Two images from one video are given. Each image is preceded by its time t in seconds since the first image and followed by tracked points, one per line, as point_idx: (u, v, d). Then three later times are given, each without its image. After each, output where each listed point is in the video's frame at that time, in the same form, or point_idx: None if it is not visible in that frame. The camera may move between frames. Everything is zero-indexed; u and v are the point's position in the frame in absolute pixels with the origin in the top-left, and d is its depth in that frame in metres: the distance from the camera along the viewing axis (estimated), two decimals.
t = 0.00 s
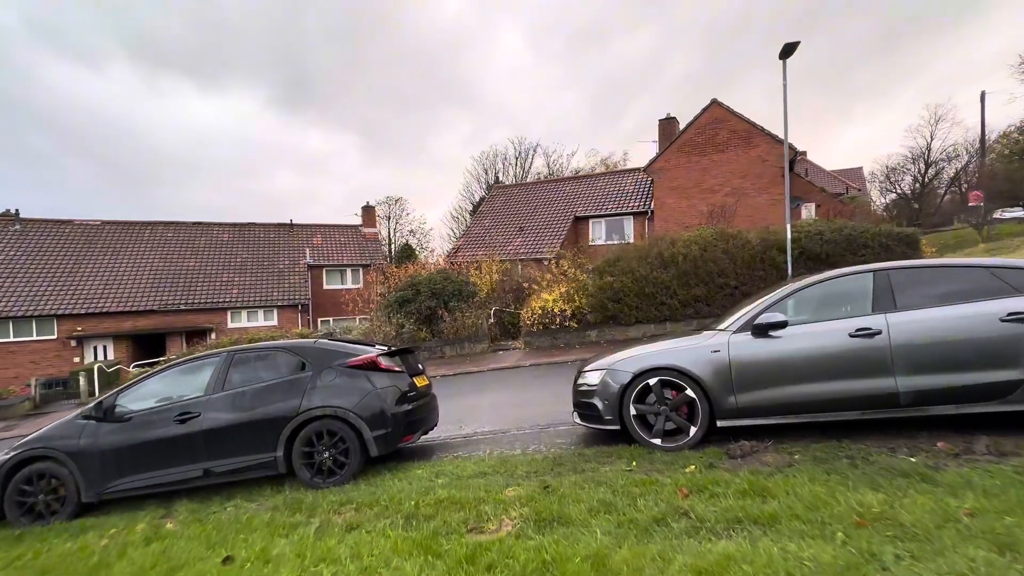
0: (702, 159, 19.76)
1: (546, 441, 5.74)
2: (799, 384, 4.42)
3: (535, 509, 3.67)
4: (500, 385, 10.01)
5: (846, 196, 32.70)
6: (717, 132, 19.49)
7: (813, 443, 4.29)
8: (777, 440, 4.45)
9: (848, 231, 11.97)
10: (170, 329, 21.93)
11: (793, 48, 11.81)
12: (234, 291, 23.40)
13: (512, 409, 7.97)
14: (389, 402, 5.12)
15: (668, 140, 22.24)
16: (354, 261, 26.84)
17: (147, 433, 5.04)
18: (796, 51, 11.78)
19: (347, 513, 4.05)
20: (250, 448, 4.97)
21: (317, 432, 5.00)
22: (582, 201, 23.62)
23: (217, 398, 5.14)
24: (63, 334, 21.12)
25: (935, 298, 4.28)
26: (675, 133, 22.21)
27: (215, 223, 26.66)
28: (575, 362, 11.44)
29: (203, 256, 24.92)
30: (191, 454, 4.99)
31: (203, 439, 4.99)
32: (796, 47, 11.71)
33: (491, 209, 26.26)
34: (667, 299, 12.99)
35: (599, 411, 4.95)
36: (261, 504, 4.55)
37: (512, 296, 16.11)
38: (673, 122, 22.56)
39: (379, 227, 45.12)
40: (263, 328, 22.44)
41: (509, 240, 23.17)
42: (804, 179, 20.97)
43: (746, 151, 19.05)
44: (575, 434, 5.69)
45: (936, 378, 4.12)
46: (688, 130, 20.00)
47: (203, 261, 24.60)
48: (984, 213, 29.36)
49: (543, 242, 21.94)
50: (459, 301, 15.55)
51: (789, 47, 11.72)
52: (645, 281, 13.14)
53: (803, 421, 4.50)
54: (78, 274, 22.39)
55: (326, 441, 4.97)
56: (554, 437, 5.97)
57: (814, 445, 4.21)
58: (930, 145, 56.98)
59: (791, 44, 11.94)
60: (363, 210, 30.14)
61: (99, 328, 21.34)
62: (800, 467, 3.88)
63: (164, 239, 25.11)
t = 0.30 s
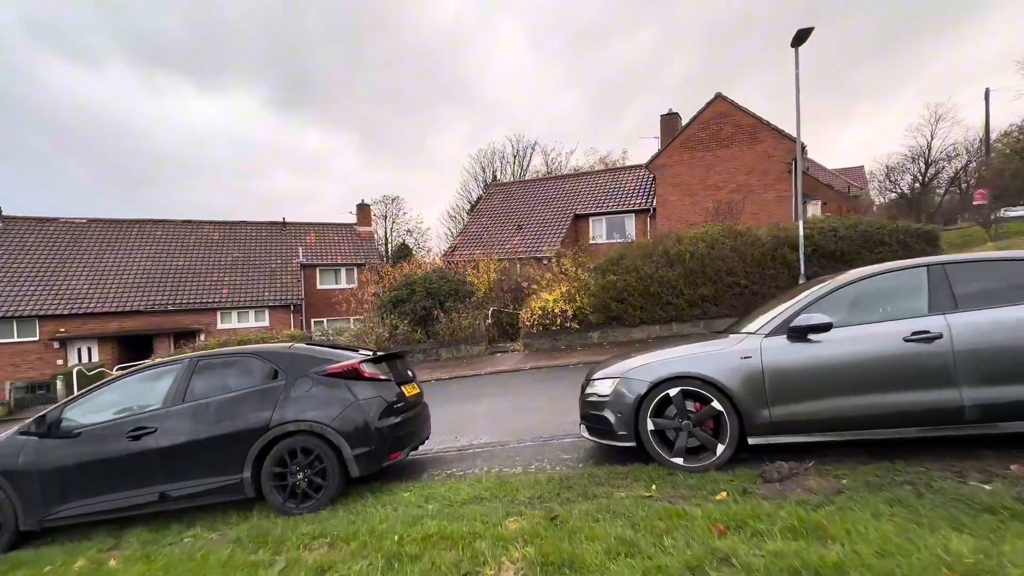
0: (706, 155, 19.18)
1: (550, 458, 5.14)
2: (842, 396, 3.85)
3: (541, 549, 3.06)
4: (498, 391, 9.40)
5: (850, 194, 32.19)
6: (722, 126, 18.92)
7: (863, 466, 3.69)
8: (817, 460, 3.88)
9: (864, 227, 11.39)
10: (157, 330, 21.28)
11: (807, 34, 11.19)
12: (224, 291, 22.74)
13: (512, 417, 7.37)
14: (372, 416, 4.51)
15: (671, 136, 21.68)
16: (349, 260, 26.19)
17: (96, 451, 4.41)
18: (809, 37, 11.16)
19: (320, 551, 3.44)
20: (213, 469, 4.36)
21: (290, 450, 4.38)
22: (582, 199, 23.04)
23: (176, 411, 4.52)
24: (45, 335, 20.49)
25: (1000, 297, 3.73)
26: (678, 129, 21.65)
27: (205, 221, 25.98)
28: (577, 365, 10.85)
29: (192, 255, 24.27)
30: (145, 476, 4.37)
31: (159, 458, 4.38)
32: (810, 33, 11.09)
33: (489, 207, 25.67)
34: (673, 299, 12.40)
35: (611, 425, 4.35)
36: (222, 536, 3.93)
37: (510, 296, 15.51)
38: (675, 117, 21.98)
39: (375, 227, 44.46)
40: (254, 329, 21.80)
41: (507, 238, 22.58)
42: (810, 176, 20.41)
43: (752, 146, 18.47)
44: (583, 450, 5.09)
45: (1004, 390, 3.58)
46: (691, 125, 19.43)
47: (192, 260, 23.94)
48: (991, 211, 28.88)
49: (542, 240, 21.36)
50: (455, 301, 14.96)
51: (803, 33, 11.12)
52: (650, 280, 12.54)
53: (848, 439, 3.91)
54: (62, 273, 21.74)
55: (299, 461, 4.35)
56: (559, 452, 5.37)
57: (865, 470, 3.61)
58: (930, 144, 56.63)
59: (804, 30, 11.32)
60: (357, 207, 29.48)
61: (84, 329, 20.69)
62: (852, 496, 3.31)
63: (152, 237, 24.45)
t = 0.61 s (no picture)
0: (711, 150, 18.61)
1: (556, 478, 4.55)
2: (903, 411, 3.28)
3: None
4: (495, 396, 8.81)
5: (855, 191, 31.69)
6: (727, 121, 18.36)
7: (932, 496, 3.12)
8: (875, 488, 3.30)
9: (881, 222, 10.82)
10: (143, 331, 20.64)
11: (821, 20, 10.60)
12: (213, 292, 22.09)
13: (512, 427, 6.77)
14: (352, 434, 3.89)
15: (673, 131, 21.12)
16: (343, 259, 25.56)
17: (28, 475, 3.78)
18: (824, 23, 10.58)
19: None
20: (167, 497, 3.75)
21: (256, 474, 3.76)
22: (582, 196, 22.47)
23: (124, 428, 3.89)
24: (27, 337, 19.85)
25: None
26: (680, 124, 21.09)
27: (195, 219, 25.31)
28: (580, 368, 10.26)
29: (181, 253, 23.62)
30: (87, 504, 3.76)
31: (104, 484, 3.76)
32: (825, 19, 10.51)
33: (486, 205, 25.09)
34: (680, 298, 11.83)
35: (629, 444, 3.76)
36: None
37: (508, 296, 15.01)
38: (678, 112, 21.43)
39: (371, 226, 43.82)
40: (244, 330, 21.15)
41: (505, 236, 22.00)
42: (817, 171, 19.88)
43: (759, 141, 17.91)
44: (593, 469, 4.50)
45: None
46: (695, 119, 18.87)
47: (181, 259, 23.30)
48: (998, 208, 28.39)
49: (541, 238, 20.79)
50: (451, 301, 14.37)
51: (817, 19, 10.54)
52: (656, 278, 11.97)
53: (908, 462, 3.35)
54: (45, 273, 21.09)
55: (266, 487, 3.73)
56: (566, 471, 4.76)
57: (938, 502, 3.02)
58: (930, 142, 56.34)
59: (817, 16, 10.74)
60: (352, 205, 28.81)
61: (67, 331, 20.03)
62: (929, 536, 2.72)
63: (140, 236, 23.78)
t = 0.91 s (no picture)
0: (716, 145, 18.00)
1: (563, 509, 3.87)
2: (1000, 437, 2.64)
3: None
4: (492, 404, 8.12)
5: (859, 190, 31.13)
6: (732, 115, 17.77)
7: None
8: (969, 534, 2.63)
9: (902, 218, 10.20)
10: (126, 333, 19.88)
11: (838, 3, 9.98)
12: (200, 292, 21.34)
13: (511, 441, 6.09)
14: (317, 462, 3.20)
15: (676, 126, 20.51)
16: (336, 258, 24.84)
17: None
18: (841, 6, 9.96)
19: None
20: (87, 542, 3.07)
21: (199, 512, 3.08)
22: (581, 193, 21.82)
23: (37, 455, 3.20)
24: (4, 339, 19.09)
25: None
26: (683, 119, 20.49)
27: (182, 217, 24.55)
28: (583, 373, 9.59)
29: (167, 253, 22.86)
30: None
31: (8, 525, 3.07)
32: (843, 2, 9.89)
33: (483, 202, 24.44)
34: (688, 298, 11.18)
35: (653, 474, 3.11)
36: None
37: (506, 296, 14.48)
38: (680, 107, 20.83)
39: (366, 225, 43.05)
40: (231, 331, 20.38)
41: (503, 235, 21.33)
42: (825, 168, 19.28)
43: (765, 135, 17.30)
44: (608, 500, 3.83)
45: None
46: (699, 114, 18.26)
47: (167, 258, 22.55)
48: (1006, 207, 27.84)
49: (540, 236, 20.13)
50: (446, 302, 13.70)
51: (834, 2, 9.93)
52: (662, 277, 11.33)
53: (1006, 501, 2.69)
54: (24, 273, 20.34)
55: (209, 529, 3.05)
56: (575, 499, 4.07)
57: None
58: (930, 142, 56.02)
59: None
60: (346, 203, 28.08)
61: (47, 332, 19.26)
62: None
63: (125, 234, 23.03)
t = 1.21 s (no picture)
0: (719, 138, 17.45)
1: (570, 543, 3.26)
2: None
3: None
4: (487, 410, 7.50)
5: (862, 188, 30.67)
6: (736, 108, 17.23)
7: None
8: None
9: (922, 210, 9.64)
10: (109, 334, 19.18)
11: None
12: (186, 291, 20.66)
13: (509, 454, 5.47)
14: (268, 493, 2.60)
15: (677, 121, 19.97)
16: (328, 257, 24.20)
17: None
18: None
19: None
20: None
21: (115, 559, 2.46)
22: (580, 190, 21.24)
23: None
24: None
25: None
26: (684, 114, 19.95)
27: (169, 214, 23.84)
28: (586, 376, 9.00)
29: (153, 251, 22.16)
30: None
31: None
32: None
33: (480, 199, 23.85)
34: (695, 296, 10.60)
35: (683, 507, 2.51)
36: None
37: (503, 294, 13.91)
38: (681, 101, 20.29)
39: (360, 224, 42.34)
40: (218, 332, 19.69)
41: (500, 232, 20.73)
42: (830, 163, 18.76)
43: (770, 129, 16.76)
44: (625, 534, 3.22)
45: None
46: (702, 106, 17.72)
47: (153, 256, 21.86)
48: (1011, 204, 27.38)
49: (538, 233, 19.54)
50: (440, 301, 13.10)
51: None
52: (667, 274, 10.75)
53: None
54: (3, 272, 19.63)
55: None
56: (583, 529, 3.46)
57: None
58: (929, 141, 55.76)
59: None
60: (339, 200, 27.42)
61: (25, 333, 18.54)
62: None
63: (109, 232, 22.32)
